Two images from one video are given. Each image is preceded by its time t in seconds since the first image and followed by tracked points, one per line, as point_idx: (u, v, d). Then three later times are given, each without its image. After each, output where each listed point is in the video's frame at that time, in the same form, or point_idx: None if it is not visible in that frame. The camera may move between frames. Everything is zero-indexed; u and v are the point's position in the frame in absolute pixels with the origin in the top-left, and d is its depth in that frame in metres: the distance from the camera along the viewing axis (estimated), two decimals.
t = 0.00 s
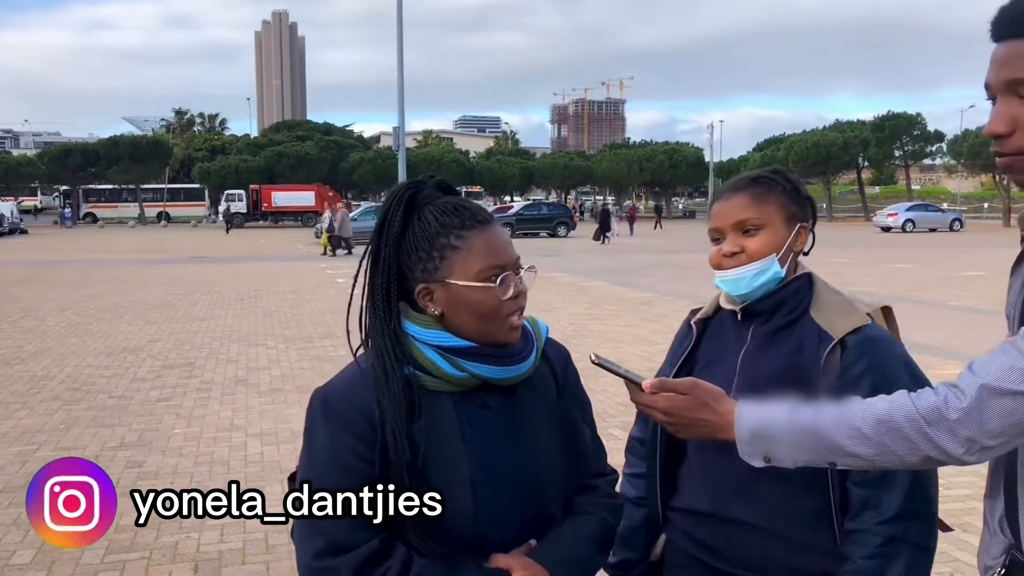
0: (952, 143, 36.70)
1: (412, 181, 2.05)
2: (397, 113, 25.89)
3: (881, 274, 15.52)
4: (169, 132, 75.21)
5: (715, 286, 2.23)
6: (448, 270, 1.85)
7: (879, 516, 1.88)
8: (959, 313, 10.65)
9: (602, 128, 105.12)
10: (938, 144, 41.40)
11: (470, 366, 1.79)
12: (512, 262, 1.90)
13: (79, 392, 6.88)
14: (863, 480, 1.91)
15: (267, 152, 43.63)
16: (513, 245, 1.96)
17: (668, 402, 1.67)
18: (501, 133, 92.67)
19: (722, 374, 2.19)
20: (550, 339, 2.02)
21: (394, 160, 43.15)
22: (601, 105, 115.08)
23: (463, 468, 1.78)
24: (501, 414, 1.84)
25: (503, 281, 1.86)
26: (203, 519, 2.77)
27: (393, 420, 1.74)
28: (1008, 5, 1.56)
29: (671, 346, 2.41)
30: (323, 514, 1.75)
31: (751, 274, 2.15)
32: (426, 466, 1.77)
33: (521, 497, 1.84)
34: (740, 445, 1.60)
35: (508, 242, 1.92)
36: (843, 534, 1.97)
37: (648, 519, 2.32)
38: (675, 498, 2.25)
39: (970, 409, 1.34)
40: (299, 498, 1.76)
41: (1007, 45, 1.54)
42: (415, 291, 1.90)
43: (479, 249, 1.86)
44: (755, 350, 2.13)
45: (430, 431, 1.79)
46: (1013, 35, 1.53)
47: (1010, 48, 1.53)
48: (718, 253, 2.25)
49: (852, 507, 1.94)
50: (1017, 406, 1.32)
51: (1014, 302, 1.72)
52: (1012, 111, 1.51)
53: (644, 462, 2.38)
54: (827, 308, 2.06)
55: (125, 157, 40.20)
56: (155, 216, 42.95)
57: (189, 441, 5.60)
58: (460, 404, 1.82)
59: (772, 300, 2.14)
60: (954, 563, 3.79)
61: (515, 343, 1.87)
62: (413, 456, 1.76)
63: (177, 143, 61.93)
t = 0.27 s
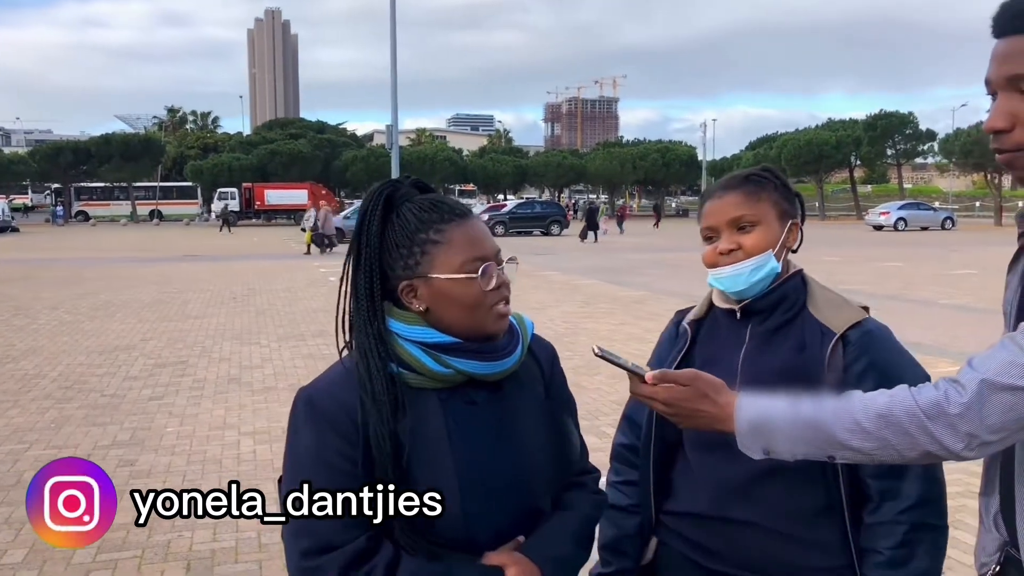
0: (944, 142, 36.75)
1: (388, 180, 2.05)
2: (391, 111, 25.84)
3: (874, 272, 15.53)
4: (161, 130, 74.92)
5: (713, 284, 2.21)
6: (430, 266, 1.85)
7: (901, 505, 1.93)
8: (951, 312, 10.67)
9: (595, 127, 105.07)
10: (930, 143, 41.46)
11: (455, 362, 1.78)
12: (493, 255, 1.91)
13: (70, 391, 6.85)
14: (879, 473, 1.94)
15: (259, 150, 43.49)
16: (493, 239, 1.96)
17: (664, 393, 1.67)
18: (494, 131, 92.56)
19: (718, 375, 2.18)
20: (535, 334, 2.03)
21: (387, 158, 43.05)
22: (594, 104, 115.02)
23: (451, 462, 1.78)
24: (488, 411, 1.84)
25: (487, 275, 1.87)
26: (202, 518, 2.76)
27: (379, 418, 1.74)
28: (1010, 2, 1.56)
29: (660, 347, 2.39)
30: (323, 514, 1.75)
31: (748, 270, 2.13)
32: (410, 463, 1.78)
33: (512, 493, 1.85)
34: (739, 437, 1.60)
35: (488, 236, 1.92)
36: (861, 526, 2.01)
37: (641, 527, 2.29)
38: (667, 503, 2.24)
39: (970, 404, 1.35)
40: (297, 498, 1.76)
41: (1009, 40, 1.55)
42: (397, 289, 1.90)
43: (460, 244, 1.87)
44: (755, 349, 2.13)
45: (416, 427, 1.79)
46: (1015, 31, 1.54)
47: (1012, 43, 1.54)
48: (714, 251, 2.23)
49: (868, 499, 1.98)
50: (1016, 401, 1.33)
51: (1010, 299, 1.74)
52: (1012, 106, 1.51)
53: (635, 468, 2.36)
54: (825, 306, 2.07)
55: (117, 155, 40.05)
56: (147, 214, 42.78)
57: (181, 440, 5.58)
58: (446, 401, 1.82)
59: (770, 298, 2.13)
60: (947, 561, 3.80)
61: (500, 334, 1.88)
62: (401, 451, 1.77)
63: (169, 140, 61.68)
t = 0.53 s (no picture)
0: (936, 141, 36.87)
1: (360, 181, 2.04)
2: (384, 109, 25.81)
3: (867, 271, 15.58)
4: (154, 128, 74.65)
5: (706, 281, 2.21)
6: (411, 265, 1.86)
7: (887, 504, 1.94)
8: (943, 310, 10.72)
9: (589, 126, 105.12)
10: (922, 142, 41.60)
11: (437, 357, 1.79)
12: (473, 251, 1.91)
13: (62, 390, 6.82)
14: (865, 472, 1.96)
15: (252, 148, 43.37)
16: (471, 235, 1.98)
17: (669, 386, 1.66)
18: (488, 129, 92.50)
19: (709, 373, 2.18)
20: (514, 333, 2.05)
21: (380, 157, 42.98)
22: (588, 103, 115.05)
23: (432, 457, 1.79)
24: (471, 407, 1.85)
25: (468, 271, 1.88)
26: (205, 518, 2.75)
27: (362, 415, 1.74)
28: None
29: (652, 346, 2.38)
30: (323, 515, 1.74)
31: (740, 267, 2.13)
32: (390, 460, 1.78)
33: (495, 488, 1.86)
34: (739, 433, 1.59)
35: (466, 232, 1.94)
36: (848, 524, 2.02)
37: (632, 526, 2.28)
38: (658, 501, 2.25)
39: (971, 404, 1.36)
40: (296, 498, 1.74)
41: (1011, 34, 1.55)
42: (378, 289, 1.90)
43: (438, 241, 1.88)
44: (745, 347, 2.13)
45: (399, 424, 1.79)
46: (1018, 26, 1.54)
47: (1013, 38, 1.54)
48: (705, 248, 2.23)
49: (856, 497, 1.99)
50: (1015, 400, 1.34)
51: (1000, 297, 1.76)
52: (1013, 101, 1.52)
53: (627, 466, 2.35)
54: (815, 304, 2.08)
55: (109, 153, 39.89)
56: (140, 213, 42.62)
57: (174, 440, 5.56)
58: (428, 397, 1.82)
59: (761, 295, 2.14)
60: (938, 559, 3.82)
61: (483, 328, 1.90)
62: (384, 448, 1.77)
63: (162, 139, 61.46)
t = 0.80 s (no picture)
0: (922, 140, 37.12)
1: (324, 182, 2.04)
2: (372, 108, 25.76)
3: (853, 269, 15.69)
4: (140, 127, 74.28)
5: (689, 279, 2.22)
6: (380, 261, 1.86)
7: (858, 502, 1.95)
8: (928, 308, 10.81)
9: (577, 125, 105.28)
10: (908, 141, 41.85)
11: (406, 351, 1.80)
12: (439, 245, 1.92)
13: (47, 391, 6.78)
14: (840, 470, 1.97)
15: (240, 148, 43.20)
16: (437, 231, 1.99)
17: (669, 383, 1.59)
18: (476, 129, 92.48)
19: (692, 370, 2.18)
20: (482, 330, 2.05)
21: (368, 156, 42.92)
22: (576, 102, 115.20)
23: (402, 450, 1.80)
24: (443, 401, 1.87)
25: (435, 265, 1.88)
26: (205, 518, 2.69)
27: (333, 410, 1.74)
28: None
29: (638, 342, 2.38)
30: (323, 514, 1.75)
31: (721, 265, 2.15)
32: (360, 453, 1.78)
33: (465, 479, 1.87)
34: (742, 434, 1.52)
35: (431, 226, 1.95)
36: (822, 523, 2.02)
37: (617, 520, 2.29)
38: (642, 496, 2.26)
39: (977, 403, 1.34)
40: (297, 498, 1.74)
41: (1000, 32, 1.57)
42: (347, 287, 1.90)
43: (404, 236, 1.89)
44: (726, 344, 2.15)
45: (370, 418, 1.79)
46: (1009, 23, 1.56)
47: (1002, 34, 1.56)
48: (688, 246, 2.24)
49: (830, 494, 2.00)
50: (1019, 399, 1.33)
51: (982, 294, 1.77)
52: (999, 95, 1.53)
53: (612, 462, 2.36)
54: (796, 302, 2.09)
55: (95, 153, 39.66)
56: (126, 212, 42.40)
57: (161, 440, 5.54)
58: (399, 392, 1.83)
59: (742, 292, 2.15)
60: (922, 555, 3.86)
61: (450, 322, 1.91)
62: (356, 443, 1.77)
63: (149, 138, 61.11)
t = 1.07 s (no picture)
0: (893, 141, 37.59)
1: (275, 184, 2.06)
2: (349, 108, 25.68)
3: (826, 268, 15.87)
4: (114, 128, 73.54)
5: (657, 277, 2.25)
6: (329, 261, 1.88)
7: (820, 500, 1.99)
8: (899, 306, 10.97)
9: (554, 126, 105.57)
10: (880, 142, 42.37)
11: (359, 350, 1.82)
12: (387, 243, 1.94)
13: (18, 395, 6.71)
14: (802, 467, 2.01)
15: (215, 149, 42.88)
16: (387, 228, 2.01)
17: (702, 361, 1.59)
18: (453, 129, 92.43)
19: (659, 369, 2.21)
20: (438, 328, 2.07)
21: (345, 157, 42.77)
22: (553, 102, 115.37)
23: (357, 451, 1.82)
24: (396, 399, 1.89)
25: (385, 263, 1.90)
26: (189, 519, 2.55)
27: (285, 409, 1.76)
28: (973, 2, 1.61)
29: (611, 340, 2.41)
30: (323, 514, 1.80)
31: (687, 264, 2.19)
32: (316, 452, 1.80)
33: (421, 476, 1.89)
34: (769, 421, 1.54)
35: (380, 224, 1.97)
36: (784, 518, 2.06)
37: (589, 517, 2.33)
38: (613, 494, 2.29)
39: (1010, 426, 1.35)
40: (296, 498, 1.79)
41: (971, 32, 1.59)
42: (299, 287, 1.92)
43: (353, 235, 1.91)
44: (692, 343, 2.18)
45: (323, 416, 1.81)
46: (976, 26, 1.58)
47: (972, 36, 1.58)
48: (656, 246, 2.27)
49: (792, 492, 2.04)
50: None
51: (953, 296, 1.82)
52: (961, 99, 1.57)
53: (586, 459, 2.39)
54: (761, 302, 2.14)
55: (67, 154, 39.22)
56: (99, 214, 41.97)
57: (134, 444, 5.50)
58: (352, 391, 1.85)
59: (709, 290, 2.19)
60: (892, 550, 3.93)
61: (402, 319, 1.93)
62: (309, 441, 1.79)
63: (122, 139, 60.49)
